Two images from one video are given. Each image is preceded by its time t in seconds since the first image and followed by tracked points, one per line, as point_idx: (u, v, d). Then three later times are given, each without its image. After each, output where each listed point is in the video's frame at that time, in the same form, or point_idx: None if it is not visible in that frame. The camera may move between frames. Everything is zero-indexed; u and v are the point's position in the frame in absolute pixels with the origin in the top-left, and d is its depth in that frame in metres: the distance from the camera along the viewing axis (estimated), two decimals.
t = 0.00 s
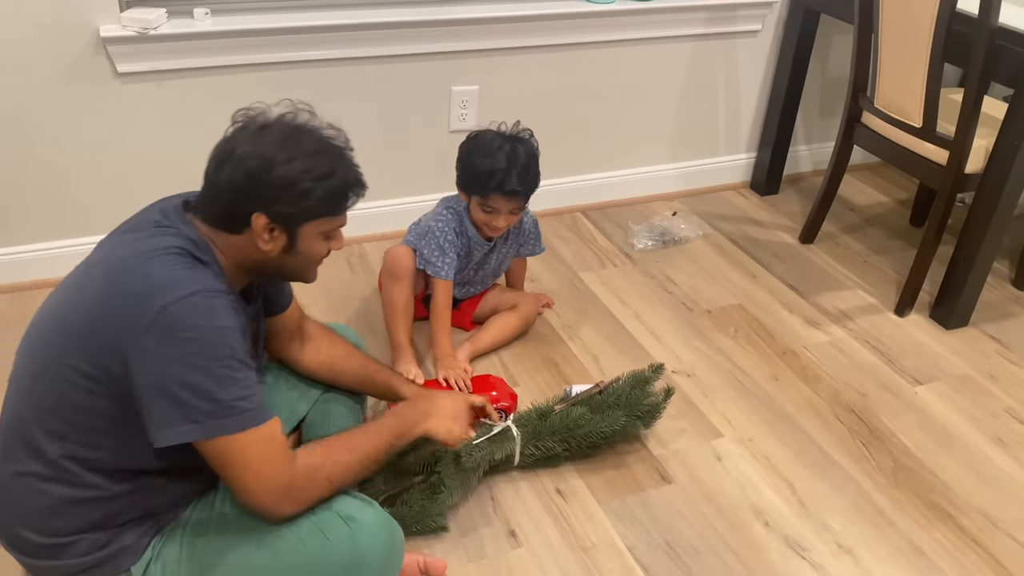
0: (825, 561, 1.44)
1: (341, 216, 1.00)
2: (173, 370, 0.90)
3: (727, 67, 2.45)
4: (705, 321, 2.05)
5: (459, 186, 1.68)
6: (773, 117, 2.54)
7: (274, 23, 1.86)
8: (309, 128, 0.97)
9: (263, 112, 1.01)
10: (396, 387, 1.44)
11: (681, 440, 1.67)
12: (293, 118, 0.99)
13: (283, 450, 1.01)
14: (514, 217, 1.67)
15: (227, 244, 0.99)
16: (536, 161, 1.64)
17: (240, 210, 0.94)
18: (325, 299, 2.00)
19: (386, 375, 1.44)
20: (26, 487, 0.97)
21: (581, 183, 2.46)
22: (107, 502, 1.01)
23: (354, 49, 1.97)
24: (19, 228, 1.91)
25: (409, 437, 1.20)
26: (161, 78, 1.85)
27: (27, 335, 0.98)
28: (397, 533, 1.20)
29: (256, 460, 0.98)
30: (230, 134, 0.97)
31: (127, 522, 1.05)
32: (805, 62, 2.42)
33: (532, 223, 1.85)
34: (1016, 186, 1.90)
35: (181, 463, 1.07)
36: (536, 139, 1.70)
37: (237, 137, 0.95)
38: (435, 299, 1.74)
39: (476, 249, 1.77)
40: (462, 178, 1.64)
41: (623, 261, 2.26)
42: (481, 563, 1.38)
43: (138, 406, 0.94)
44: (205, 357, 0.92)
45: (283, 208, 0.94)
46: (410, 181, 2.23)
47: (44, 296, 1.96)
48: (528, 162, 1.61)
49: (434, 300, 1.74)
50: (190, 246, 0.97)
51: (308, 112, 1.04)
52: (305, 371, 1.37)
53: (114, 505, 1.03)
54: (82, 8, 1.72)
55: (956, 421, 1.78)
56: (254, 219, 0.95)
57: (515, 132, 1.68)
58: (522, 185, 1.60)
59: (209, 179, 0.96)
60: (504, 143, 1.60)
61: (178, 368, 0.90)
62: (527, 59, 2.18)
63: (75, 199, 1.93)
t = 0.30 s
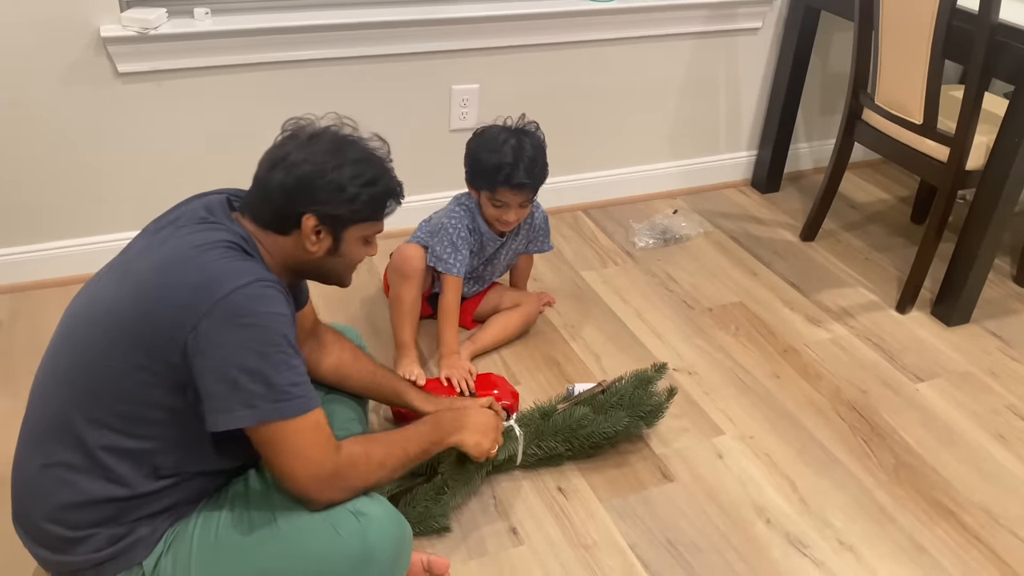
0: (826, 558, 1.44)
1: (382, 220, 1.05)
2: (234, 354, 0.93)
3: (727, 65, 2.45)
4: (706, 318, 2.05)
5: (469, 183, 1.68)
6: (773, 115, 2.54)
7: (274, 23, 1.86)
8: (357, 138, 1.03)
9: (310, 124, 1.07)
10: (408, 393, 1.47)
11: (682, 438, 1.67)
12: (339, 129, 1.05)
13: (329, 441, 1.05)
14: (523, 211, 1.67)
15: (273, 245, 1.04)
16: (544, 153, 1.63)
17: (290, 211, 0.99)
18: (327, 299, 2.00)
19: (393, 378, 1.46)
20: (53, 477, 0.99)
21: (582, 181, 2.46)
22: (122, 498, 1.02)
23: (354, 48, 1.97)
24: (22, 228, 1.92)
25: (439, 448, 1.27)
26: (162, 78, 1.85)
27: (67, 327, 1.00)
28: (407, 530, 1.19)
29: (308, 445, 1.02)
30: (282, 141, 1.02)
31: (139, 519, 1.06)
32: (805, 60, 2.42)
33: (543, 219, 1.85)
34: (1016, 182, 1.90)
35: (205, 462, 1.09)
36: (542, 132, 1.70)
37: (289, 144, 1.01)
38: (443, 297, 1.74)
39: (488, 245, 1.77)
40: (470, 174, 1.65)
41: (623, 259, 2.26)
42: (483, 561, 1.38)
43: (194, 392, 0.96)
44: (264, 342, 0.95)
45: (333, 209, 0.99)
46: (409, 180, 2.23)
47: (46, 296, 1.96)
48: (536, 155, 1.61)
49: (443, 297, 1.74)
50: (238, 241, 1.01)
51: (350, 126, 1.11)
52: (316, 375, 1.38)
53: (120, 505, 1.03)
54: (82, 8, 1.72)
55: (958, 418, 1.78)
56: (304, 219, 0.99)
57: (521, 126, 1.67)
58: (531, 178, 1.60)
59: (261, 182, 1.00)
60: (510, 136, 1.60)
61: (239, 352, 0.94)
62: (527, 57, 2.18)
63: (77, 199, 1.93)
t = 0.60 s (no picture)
0: (826, 554, 1.44)
1: (390, 220, 1.05)
2: (238, 347, 0.93)
3: (726, 62, 2.44)
4: (705, 316, 2.05)
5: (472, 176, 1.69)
6: (772, 112, 2.54)
7: (271, 21, 1.86)
8: (365, 138, 1.04)
9: (316, 126, 1.07)
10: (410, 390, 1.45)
11: (682, 435, 1.66)
12: (346, 130, 1.05)
13: (316, 446, 1.03)
14: (525, 202, 1.66)
15: (280, 244, 1.04)
16: (546, 145, 1.63)
17: (300, 210, 0.99)
18: (326, 298, 2.00)
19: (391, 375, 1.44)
20: (57, 472, 1.00)
21: (581, 179, 2.46)
22: (123, 496, 1.02)
23: (352, 47, 1.97)
24: (20, 228, 1.92)
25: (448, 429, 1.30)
26: (160, 77, 1.85)
27: (75, 319, 1.00)
28: (406, 529, 1.19)
29: (293, 449, 1.00)
30: (290, 142, 1.02)
31: (141, 516, 1.06)
32: (804, 57, 2.42)
33: (546, 210, 1.85)
34: (1015, 178, 1.90)
35: (208, 462, 1.09)
36: (542, 123, 1.69)
37: (298, 145, 1.01)
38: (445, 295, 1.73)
39: (493, 239, 1.77)
40: (472, 166, 1.65)
41: (623, 257, 2.26)
42: (482, 559, 1.38)
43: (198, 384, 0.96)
44: (266, 338, 0.94)
45: (341, 208, 0.99)
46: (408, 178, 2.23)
47: (46, 295, 1.96)
48: (538, 145, 1.61)
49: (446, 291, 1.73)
50: (246, 236, 1.01)
51: (356, 129, 1.11)
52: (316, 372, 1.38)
53: (121, 503, 1.03)
54: (79, 7, 1.72)
55: (957, 414, 1.78)
56: (314, 218, 0.99)
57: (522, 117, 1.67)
58: (532, 167, 1.60)
59: (269, 181, 1.00)
60: (511, 127, 1.60)
61: (243, 345, 0.93)
62: (526, 55, 2.18)
63: (75, 198, 1.93)
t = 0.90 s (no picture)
0: (826, 551, 1.44)
1: (380, 215, 1.05)
2: (220, 357, 0.93)
3: (723, 60, 2.45)
4: (704, 314, 2.05)
5: (472, 174, 1.69)
6: (770, 110, 2.54)
7: (269, 22, 1.86)
8: (353, 134, 1.04)
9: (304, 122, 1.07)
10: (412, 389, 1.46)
11: (681, 433, 1.67)
12: (335, 126, 1.05)
13: (293, 461, 1.01)
14: (525, 196, 1.65)
15: (271, 243, 1.03)
16: (545, 139, 1.63)
17: (291, 207, 0.99)
18: (324, 299, 2.00)
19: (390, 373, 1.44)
20: (51, 477, 1.00)
21: (580, 178, 2.46)
22: (118, 498, 1.03)
23: (350, 47, 1.97)
24: (17, 230, 1.91)
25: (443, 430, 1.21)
26: (157, 79, 1.85)
27: (65, 324, 1.00)
28: (405, 528, 1.19)
29: (267, 466, 1.00)
30: (278, 140, 1.02)
31: (137, 519, 1.06)
32: (801, 55, 2.42)
33: (545, 205, 1.85)
34: (1013, 175, 1.90)
35: (204, 464, 1.09)
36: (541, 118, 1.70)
37: (286, 142, 1.01)
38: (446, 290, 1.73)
39: (493, 236, 1.77)
40: (472, 162, 1.65)
41: (622, 256, 2.26)
42: (483, 559, 1.38)
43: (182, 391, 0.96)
44: (248, 348, 0.94)
45: (332, 204, 0.99)
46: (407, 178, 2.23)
47: (44, 297, 1.96)
48: (537, 139, 1.61)
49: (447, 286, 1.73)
50: (236, 243, 1.01)
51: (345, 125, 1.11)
52: (315, 371, 1.38)
53: (118, 506, 1.03)
54: (76, 8, 1.72)
55: (957, 411, 1.78)
56: (304, 215, 0.99)
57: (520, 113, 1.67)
58: (532, 160, 1.60)
59: (258, 180, 1.00)
60: (510, 122, 1.60)
61: (225, 355, 0.93)
62: (524, 55, 2.18)
63: (74, 200, 1.92)
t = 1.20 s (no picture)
0: (826, 549, 1.44)
1: (370, 217, 1.05)
2: (212, 365, 0.93)
3: (719, 59, 2.45)
4: (702, 313, 2.05)
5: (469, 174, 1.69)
6: (766, 108, 2.54)
7: (265, 23, 1.86)
8: (341, 136, 1.04)
9: (292, 125, 1.07)
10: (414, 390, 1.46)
11: (680, 432, 1.67)
12: (323, 128, 1.05)
13: (310, 457, 1.04)
14: (523, 200, 1.66)
15: (259, 248, 1.04)
16: (545, 143, 1.63)
17: (279, 212, 0.99)
18: (321, 300, 2.00)
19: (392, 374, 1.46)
20: (42, 485, 1.00)
21: (577, 178, 2.46)
22: (110, 505, 1.03)
23: (346, 48, 1.97)
24: (13, 234, 1.91)
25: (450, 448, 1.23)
26: (153, 81, 1.85)
27: (54, 333, 1.00)
28: (404, 528, 1.20)
29: (285, 462, 1.01)
30: (265, 143, 1.02)
31: (133, 525, 1.06)
32: (797, 53, 2.43)
33: (543, 212, 1.84)
34: (1008, 172, 1.90)
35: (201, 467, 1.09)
36: (542, 123, 1.69)
37: (273, 145, 1.01)
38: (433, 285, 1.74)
39: (489, 239, 1.77)
40: (471, 163, 1.65)
41: (619, 255, 2.26)
42: (483, 559, 1.38)
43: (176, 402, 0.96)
44: (243, 356, 0.94)
45: (319, 208, 0.99)
46: (404, 178, 2.23)
47: (41, 300, 1.95)
48: (537, 143, 1.60)
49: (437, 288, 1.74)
50: (224, 251, 1.01)
51: (334, 126, 1.11)
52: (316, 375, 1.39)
53: (114, 511, 1.03)
54: (72, 10, 1.72)
55: (955, 408, 1.78)
56: (292, 221, 0.99)
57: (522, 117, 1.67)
58: (531, 164, 1.60)
59: (245, 184, 1.00)
60: (510, 125, 1.60)
61: (216, 363, 0.93)
62: (521, 54, 2.18)
63: (69, 202, 1.92)
